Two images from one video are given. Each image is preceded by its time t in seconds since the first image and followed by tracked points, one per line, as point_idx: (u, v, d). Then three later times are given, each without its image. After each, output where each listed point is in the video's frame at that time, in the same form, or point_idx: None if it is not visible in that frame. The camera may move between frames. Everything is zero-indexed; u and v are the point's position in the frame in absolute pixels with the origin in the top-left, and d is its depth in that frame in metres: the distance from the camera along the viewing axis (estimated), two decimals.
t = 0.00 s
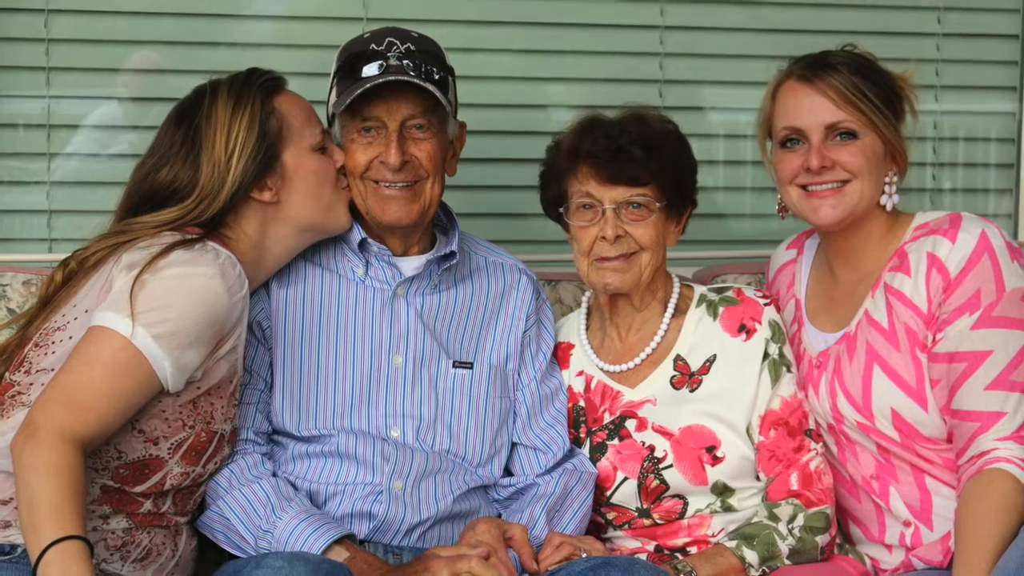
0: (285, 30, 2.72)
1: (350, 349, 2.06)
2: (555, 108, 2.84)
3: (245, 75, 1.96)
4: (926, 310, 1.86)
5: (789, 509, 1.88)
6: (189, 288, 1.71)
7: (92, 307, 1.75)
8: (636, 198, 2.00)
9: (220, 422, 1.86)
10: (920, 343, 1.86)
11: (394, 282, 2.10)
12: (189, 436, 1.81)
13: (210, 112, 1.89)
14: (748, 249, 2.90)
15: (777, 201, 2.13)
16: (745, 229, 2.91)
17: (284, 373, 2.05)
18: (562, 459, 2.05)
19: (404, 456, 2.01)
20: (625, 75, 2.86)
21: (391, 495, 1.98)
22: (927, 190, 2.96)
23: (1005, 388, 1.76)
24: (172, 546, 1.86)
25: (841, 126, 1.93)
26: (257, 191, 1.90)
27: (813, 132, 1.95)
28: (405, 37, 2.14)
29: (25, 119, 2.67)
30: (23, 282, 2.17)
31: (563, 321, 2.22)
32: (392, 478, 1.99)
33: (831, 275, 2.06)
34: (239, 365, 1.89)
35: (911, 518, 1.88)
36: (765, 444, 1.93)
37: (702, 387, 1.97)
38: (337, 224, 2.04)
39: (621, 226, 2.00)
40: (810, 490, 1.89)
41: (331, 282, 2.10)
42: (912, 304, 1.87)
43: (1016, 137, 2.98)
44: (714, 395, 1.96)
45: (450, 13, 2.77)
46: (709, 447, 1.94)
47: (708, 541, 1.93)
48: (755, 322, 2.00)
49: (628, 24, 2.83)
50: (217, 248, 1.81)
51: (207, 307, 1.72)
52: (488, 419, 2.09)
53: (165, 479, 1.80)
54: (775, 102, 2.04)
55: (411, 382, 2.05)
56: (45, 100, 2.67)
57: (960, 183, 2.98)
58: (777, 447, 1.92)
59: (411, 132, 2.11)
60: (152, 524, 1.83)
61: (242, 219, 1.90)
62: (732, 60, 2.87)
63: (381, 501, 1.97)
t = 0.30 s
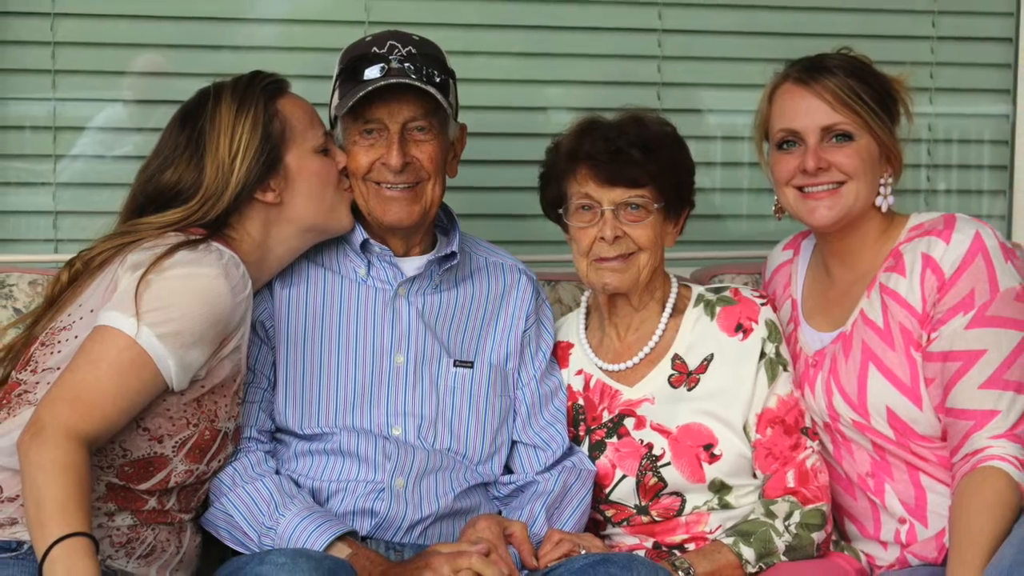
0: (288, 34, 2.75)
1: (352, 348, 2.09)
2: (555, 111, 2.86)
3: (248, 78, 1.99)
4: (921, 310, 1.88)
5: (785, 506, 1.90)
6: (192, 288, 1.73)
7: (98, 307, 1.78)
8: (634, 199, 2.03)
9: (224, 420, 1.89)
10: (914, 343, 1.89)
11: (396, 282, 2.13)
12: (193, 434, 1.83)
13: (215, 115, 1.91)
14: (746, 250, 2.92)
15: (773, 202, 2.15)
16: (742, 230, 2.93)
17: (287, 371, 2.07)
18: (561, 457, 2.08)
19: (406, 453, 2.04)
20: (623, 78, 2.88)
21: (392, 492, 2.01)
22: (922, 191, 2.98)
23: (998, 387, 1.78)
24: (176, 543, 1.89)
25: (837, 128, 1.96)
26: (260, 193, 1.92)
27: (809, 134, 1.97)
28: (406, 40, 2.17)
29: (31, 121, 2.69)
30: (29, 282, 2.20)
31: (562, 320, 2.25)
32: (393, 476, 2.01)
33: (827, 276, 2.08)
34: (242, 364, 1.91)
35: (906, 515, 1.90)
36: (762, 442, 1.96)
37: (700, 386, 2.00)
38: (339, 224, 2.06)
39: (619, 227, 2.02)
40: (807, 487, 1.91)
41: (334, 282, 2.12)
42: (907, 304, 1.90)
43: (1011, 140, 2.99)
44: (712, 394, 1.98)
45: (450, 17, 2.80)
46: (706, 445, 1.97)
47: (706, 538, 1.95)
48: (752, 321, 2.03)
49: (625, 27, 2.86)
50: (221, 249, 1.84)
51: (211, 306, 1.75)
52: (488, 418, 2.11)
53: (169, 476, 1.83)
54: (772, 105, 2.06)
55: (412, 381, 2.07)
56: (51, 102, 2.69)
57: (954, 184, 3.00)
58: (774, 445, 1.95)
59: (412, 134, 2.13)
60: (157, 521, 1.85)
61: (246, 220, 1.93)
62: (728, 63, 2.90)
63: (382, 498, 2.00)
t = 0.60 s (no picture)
0: (290, 37, 2.78)
1: (354, 347, 2.11)
2: (554, 113, 2.89)
3: (251, 80, 2.02)
4: (916, 309, 1.91)
5: (782, 504, 1.93)
6: (196, 288, 1.76)
7: (103, 307, 1.80)
8: (633, 200, 2.05)
9: (227, 418, 1.91)
10: (909, 342, 1.91)
11: (397, 282, 2.16)
12: (198, 432, 1.85)
13: (219, 117, 1.94)
14: (743, 250, 2.95)
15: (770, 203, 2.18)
16: (739, 231, 2.96)
17: (290, 370, 2.10)
18: (560, 455, 2.10)
19: (407, 451, 2.06)
20: (622, 81, 2.91)
21: (394, 490, 2.03)
22: (917, 192, 3.02)
23: (992, 386, 1.80)
24: (180, 540, 1.91)
25: (833, 130, 1.99)
26: (264, 194, 1.95)
27: (806, 136, 2.00)
28: (408, 43, 2.20)
29: (37, 123, 2.71)
30: (36, 282, 2.22)
31: (562, 320, 2.27)
32: (395, 474, 2.04)
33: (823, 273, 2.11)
34: (246, 363, 1.94)
35: (901, 513, 1.93)
36: (759, 440, 1.98)
37: (697, 384, 2.03)
38: (342, 225, 2.09)
39: (618, 228, 2.05)
40: (803, 485, 1.94)
41: (336, 282, 2.15)
42: (902, 304, 1.92)
43: (1005, 141, 3.01)
44: (709, 392, 2.01)
45: (450, 20, 2.82)
46: (704, 443, 1.99)
47: (703, 534, 1.98)
48: (748, 321, 2.06)
49: (624, 31, 2.89)
50: (224, 249, 1.86)
51: (214, 305, 1.77)
52: (488, 416, 2.14)
53: (174, 474, 1.85)
54: (769, 107, 2.09)
55: (414, 380, 2.10)
56: (57, 105, 2.72)
57: (948, 186, 3.03)
58: (771, 443, 1.98)
59: (414, 136, 2.16)
60: (161, 518, 1.88)
61: (249, 221, 1.95)
62: (725, 67, 2.93)
63: (384, 495, 2.02)
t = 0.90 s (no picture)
0: (293, 40, 2.80)
1: (356, 347, 2.14)
2: (553, 115, 2.91)
3: (254, 83, 2.04)
4: (911, 309, 1.93)
5: (778, 501, 1.96)
6: (199, 288, 1.78)
7: (108, 306, 1.83)
8: (631, 201, 2.08)
9: (231, 417, 1.94)
10: (904, 341, 1.93)
11: (399, 282, 2.18)
12: (201, 430, 1.88)
13: (223, 119, 1.96)
14: (740, 251, 2.98)
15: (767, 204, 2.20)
16: (736, 232, 2.98)
17: (292, 370, 2.12)
18: (560, 452, 2.13)
19: (408, 449, 2.09)
20: (620, 83, 2.93)
21: (395, 487, 2.06)
22: (911, 194, 3.03)
23: (985, 385, 1.83)
24: (184, 537, 1.94)
25: (830, 132, 2.01)
26: (267, 195, 1.97)
27: (802, 138, 2.03)
28: (409, 46, 2.22)
29: (43, 125, 2.74)
30: (42, 282, 2.25)
31: (561, 319, 2.30)
32: (396, 471, 2.06)
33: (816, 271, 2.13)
34: (249, 362, 1.96)
35: (896, 510, 1.95)
36: (756, 438, 2.01)
37: (695, 383, 2.05)
38: (343, 226, 2.11)
39: (617, 228, 2.08)
40: (799, 482, 1.96)
41: (338, 282, 2.17)
42: (897, 304, 1.95)
43: (999, 143, 3.03)
44: (707, 391, 2.04)
45: (451, 23, 2.84)
46: (701, 441, 2.02)
47: (700, 531, 2.01)
48: (745, 321, 2.08)
49: (622, 34, 2.91)
50: (228, 249, 1.89)
51: (217, 305, 1.80)
52: (488, 415, 2.16)
53: (178, 472, 1.88)
54: (765, 109, 2.11)
55: (415, 379, 2.13)
56: (62, 107, 2.74)
57: (943, 187, 3.04)
58: (768, 441, 2.00)
59: (415, 138, 2.18)
60: (166, 515, 1.90)
61: (252, 222, 1.98)
62: (723, 70, 2.95)
63: (386, 493, 2.05)
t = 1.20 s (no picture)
0: (295, 43, 2.83)
1: (358, 346, 2.16)
2: (553, 117, 2.94)
3: (257, 85, 2.07)
4: (906, 309, 1.96)
5: (775, 498, 1.98)
6: (202, 288, 1.81)
7: (113, 306, 1.85)
8: (629, 203, 2.10)
9: (234, 415, 1.96)
10: (899, 341, 1.96)
11: (400, 282, 2.21)
12: (205, 428, 1.90)
13: (227, 121, 1.99)
14: (737, 251, 3.00)
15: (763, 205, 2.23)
16: (733, 232, 3.01)
17: (295, 368, 2.15)
18: (559, 450, 2.15)
19: (409, 446, 2.12)
20: (619, 86, 2.95)
21: (397, 484, 2.08)
22: (907, 195, 3.06)
23: (980, 383, 1.85)
24: (189, 534, 1.95)
25: (826, 134, 2.04)
26: (270, 197, 2.00)
27: (798, 140, 2.05)
28: (410, 49, 2.25)
29: (49, 127, 2.77)
30: (48, 282, 2.27)
31: (561, 319, 2.32)
32: (398, 469, 2.09)
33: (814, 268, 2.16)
34: (252, 361, 1.99)
35: (891, 507, 1.98)
36: (753, 436, 2.04)
37: (692, 382, 2.08)
38: (345, 227, 2.14)
39: (616, 229, 2.10)
40: (796, 480, 1.99)
41: (340, 282, 2.20)
42: (892, 304, 1.97)
43: (993, 145, 3.06)
44: (704, 390, 2.06)
45: (451, 26, 2.87)
46: (699, 439, 2.04)
47: (699, 528, 2.04)
48: (743, 320, 2.10)
49: (621, 37, 2.93)
50: (231, 249, 1.91)
51: (221, 304, 1.82)
52: (489, 413, 2.19)
53: (182, 469, 1.90)
54: (762, 111, 2.14)
55: (416, 378, 2.15)
56: (68, 109, 2.77)
57: (937, 188, 3.07)
58: (764, 439, 2.03)
59: (416, 140, 2.21)
60: (170, 512, 1.92)
61: (255, 222, 2.00)
62: (721, 72, 2.97)
63: (387, 490, 2.07)
